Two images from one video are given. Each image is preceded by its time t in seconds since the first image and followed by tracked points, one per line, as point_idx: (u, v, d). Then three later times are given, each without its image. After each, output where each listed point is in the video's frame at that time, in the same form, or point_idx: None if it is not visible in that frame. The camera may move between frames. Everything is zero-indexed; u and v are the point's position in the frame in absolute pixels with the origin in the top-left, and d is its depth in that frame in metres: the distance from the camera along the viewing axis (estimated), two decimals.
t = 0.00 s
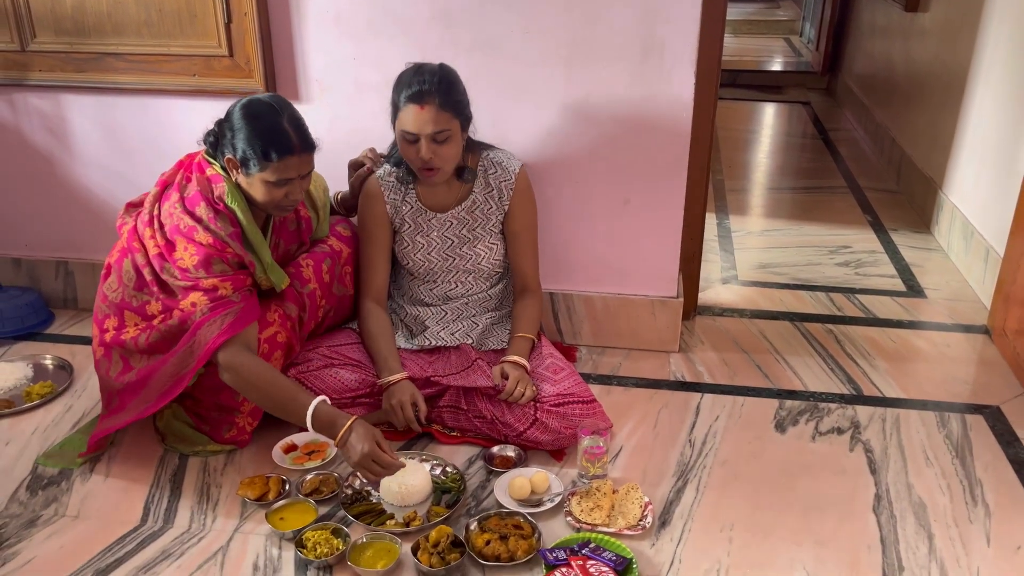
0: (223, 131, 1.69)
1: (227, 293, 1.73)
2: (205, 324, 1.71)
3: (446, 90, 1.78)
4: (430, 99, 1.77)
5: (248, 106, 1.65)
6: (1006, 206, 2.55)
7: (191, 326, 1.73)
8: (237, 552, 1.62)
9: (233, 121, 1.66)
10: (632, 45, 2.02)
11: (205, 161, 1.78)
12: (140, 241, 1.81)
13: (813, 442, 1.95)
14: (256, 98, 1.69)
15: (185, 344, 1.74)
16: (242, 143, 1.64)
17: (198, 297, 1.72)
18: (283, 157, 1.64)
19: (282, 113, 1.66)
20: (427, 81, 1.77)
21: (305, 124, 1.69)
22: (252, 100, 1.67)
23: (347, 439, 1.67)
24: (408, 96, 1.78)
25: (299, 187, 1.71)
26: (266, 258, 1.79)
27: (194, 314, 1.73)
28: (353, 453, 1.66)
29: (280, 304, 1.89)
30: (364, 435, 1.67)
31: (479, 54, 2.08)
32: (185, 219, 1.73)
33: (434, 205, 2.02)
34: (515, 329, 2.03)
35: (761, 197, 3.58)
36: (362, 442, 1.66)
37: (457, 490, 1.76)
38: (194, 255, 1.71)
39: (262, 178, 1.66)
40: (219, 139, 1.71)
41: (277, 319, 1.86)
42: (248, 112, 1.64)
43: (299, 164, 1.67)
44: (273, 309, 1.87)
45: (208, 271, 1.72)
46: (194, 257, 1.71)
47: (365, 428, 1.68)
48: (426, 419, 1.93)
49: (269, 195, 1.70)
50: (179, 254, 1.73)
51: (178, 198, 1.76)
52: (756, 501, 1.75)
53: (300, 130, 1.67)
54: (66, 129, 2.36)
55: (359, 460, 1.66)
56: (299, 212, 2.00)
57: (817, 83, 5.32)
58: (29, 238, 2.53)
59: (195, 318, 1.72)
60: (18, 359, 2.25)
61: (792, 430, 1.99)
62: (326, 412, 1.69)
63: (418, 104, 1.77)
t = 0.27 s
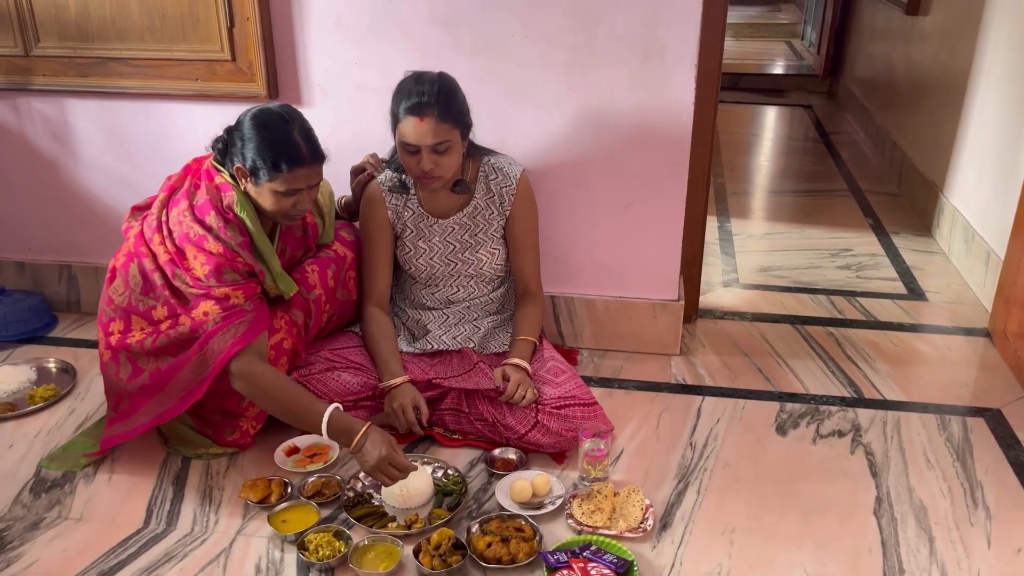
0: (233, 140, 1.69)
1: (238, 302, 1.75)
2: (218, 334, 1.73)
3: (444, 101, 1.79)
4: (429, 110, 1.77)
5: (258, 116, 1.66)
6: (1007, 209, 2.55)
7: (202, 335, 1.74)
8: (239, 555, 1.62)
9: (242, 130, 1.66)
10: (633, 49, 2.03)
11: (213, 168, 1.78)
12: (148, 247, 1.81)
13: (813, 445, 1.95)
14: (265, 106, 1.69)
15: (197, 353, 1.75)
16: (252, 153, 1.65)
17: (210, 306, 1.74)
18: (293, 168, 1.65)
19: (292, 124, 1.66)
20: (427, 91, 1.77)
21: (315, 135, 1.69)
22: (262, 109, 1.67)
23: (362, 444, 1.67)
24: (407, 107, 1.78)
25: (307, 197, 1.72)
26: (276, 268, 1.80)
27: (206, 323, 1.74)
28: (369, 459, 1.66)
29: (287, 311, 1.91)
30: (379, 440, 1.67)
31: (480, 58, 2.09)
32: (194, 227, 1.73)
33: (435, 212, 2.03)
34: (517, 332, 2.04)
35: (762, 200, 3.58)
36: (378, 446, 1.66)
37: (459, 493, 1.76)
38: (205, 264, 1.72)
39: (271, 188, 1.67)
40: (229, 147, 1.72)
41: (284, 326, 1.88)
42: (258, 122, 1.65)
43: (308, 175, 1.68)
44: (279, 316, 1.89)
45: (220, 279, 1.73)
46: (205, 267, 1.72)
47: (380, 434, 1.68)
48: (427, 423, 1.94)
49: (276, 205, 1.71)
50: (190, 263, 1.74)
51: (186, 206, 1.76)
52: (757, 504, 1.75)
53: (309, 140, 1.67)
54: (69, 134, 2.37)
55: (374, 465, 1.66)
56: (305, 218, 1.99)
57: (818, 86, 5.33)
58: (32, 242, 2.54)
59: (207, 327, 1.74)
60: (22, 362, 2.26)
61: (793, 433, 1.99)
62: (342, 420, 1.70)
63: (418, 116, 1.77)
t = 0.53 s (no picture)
0: (246, 143, 1.70)
1: (261, 304, 1.77)
2: (243, 336, 1.74)
3: (460, 99, 1.79)
4: (444, 109, 1.78)
5: (272, 120, 1.66)
6: (1017, 211, 2.54)
7: (226, 336, 1.75)
8: (249, 555, 1.63)
9: (256, 134, 1.67)
10: (641, 51, 2.03)
11: (226, 173, 1.79)
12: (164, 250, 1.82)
13: (823, 447, 1.94)
14: (280, 112, 1.70)
15: (221, 354, 1.76)
16: (265, 156, 1.66)
17: (233, 308, 1.74)
18: (305, 173, 1.66)
19: (305, 129, 1.67)
20: (441, 90, 1.78)
21: (328, 141, 1.70)
22: (276, 114, 1.68)
23: (392, 443, 1.70)
24: (422, 105, 1.78)
25: (318, 202, 1.72)
26: (294, 272, 1.82)
27: (231, 325, 1.75)
28: (395, 458, 1.69)
29: (298, 314, 1.92)
30: (410, 441, 1.71)
31: (489, 60, 2.10)
32: (212, 231, 1.74)
33: (446, 212, 2.03)
34: (525, 333, 2.04)
35: (771, 201, 3.58)
36: (408, 446, 1.70)
37: (467, 494, 1.77)
38: (225, 268, 1.73)
39: (282, 192, 1.68)
40: (242, 151, 1.72)
41: (295, 328, 1.90)
42: (272, 127, 1.66)
43: (320, 180, 1.69)
44: (291, 318, 1.90)
45: (242, 282, 1.74)
46: (225, 270, 1.73)
47: (411, 435, 1.72)
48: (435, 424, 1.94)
49: (287, 209, 1.71)
50: (209, 267, 1.75)
51: (201, 210, 1.76)
52: (766, 506, 1.75)
53: (322, 146, 1.68)
54: (80, 136, 2.38)
55: (401, 464, 1.69)
56: (317, 221, 1.99)
57: (827, 87, 5.31)
58: (43, 243, 2.55)
59: (230, 329, 1.75)
60: (32, 363, 2.27)
61: (802, 435, 1.99)
62: (374, 420, 1.73)
63: (432, 114, 1.78)
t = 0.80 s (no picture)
0: (263, 146, 1.71)
1: (273, 307, 1.77)
2: (254, 338, 1.75)
3: (469, 91, 1.80)
4: (454, 100, 1.79)
5: (290, 124, 1.67)
6: None
7: (237, 339, 1.76)
8: (258, 557, 1.63)
9: (273, 137, 1.68)
10: (651, 53, 2.03)
11: (241, 176, 1.80)
12: (177, 252, 1.82)
13: (833, 450, 1.93)
14: (298, 116, 1.71)
15: (231, 356, 1.77)
16: (281, 159, 1.66)
17: (246, 310, 1.75)
18: (319, 177, 1.66)
19: (322, 134, 1.68)
20: (451, 85, 1.79)
21: (344, 147, 1.70)
22: (294, 118, 1.69)
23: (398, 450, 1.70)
24: (432, 99, 1.79)
25: (331, 207, 1.72)
26: (307, 276, 1.82)
27: (242, 327, 1.76)
28: (400, 465, 1.70)
29: (310, 316, 1.92)
30: (415, 450, 1.71)
31: (498, 62, 2.10)
32: (226, 234, 1.74)
33: (456, 214, 2.03)
34: (534, 335, 2.04)
35: (781, 203, 3.57)
36: (414, 454, 1.70)
37: (476, 496, 1.77)
38: (238, 270, 1.73)
39: (296, 195, 1.68)
40: (259, 153, 1.73)
41: (306, 331, 1.90)
42: (290, 130, 1.66)
43: (335, 185, 1.69)
44: (303, 321, 1.91)
45: (255, 285, 1.75)
46: (238, 273, 1.73)
47: (417, 444, 1.72)
48: (444, 426, 1.94)
49: (301, 213, 1.71)
50: (222, 269, 1.75)
51: (216, 213, 1.77)
52: (776, 509, 1.74)
53: (338, 151, 1.69)
54: (91, 138, 2.39)
55: (407, 471, 1.68)
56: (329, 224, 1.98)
57: (837, 89, 5.30)
58: (54, 245, 2.57)
59: (241, 332, 1.76)
60: (43, 364, 2.28)
61: (812, 438, 1.98)
62: (380, 427, 1.73)
63: (442, 106, 1.79)
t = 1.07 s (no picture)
0: (274, 147, 1.71)
1: (270, 312, 1.76)
2: (247, 342, 1.75)
3: (474, 77, 1.85)
4: (459, 83, 1.83)
5: (301, 126, 1.68)
6: None
7: (231, 342, 1.76)
8: (266, 559, 1.63)
9: (283, 139, 1.69)
10: (659, 55, 2.02)
11: (251, 178, 1.81)
12: (184, 252, 1.83)
13: (842, 454, 1.92)
14: (310, 119, 1.71)
15: (224, 360, 1.76)
16: (291, 161, 1.67)
17: (241, 313, 1.76)
18: (328, 180, 1.67)
19: (333, 137, 1.68)
20: (456, 70, 1.84)
21: (353, 151, 1.71)
22: (306, 121, 1.69)
23: (373, 468, 1.64)
24: (438, 84, 1.84)
25: (339, 210, 1.73)
26: (311, 278, 1.82)
27: (235, 330, 1.76)
28: (377, 485, 1.64)
29: (317, 318, 1.93)
30: (392, 467, 1.65)
31: (506, 64, 2.10)
32: (231, 235, 1.75)
33: (463, 215, 2.03)
34: (542, 338, 2.04)
35: (789, 206, 3.56)
36: (390, 472, 1.64)
37: (484, 499, 1.76)
38: (241, 271, 1.74)
39: (305, 198, 1.69)
40: (269, 155, 1.74)
41: (314, 333, 1.90)
42: (299, 132, 1.67)
43: (343, 189, 1.69)
44: (310, 322, 1.91)
45: (254, 288, 1.75)
46: (240, 274, 1.74)
47: (394, 461, 1.66)
48: (452, 429, 1.94)
49: (309, 215, 1.72)
50: (225, 270, 1.76)
51: (223, 214, 1.78)
52: (785, 513, 1.74)
53: (348, 155, 1.69)
54: (101, 141, 2.40)
55: (382, 491, 1.63)
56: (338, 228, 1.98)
57: (845, 91, 5.29)
58: (64, 247, 2.58)
59: (236, 335, 1.75)
60: (53, 366, 2.29)
61: (821, 442, 1.97)
62: (358, 439, 1.66)
63: (449, 88, 1.83)
